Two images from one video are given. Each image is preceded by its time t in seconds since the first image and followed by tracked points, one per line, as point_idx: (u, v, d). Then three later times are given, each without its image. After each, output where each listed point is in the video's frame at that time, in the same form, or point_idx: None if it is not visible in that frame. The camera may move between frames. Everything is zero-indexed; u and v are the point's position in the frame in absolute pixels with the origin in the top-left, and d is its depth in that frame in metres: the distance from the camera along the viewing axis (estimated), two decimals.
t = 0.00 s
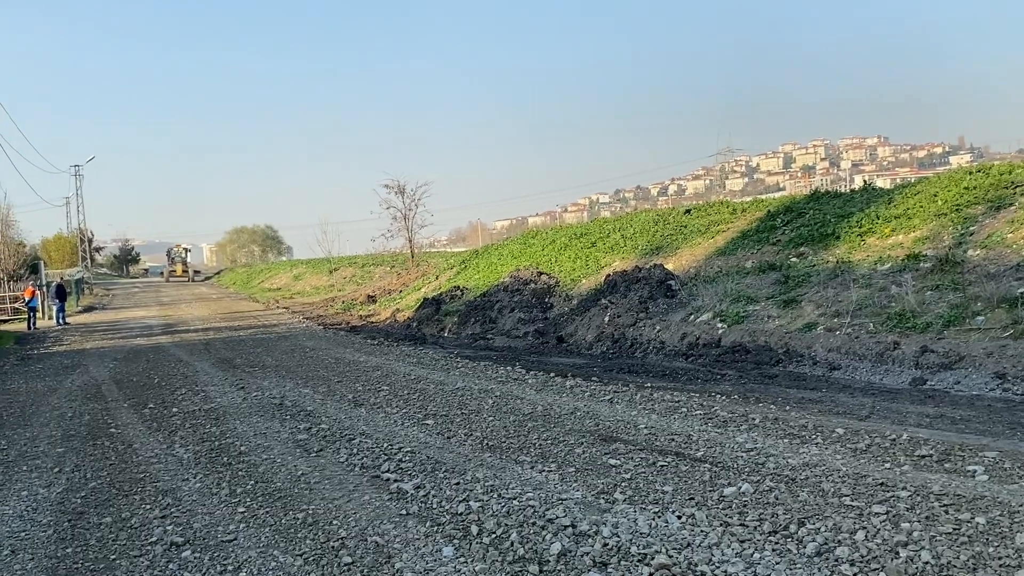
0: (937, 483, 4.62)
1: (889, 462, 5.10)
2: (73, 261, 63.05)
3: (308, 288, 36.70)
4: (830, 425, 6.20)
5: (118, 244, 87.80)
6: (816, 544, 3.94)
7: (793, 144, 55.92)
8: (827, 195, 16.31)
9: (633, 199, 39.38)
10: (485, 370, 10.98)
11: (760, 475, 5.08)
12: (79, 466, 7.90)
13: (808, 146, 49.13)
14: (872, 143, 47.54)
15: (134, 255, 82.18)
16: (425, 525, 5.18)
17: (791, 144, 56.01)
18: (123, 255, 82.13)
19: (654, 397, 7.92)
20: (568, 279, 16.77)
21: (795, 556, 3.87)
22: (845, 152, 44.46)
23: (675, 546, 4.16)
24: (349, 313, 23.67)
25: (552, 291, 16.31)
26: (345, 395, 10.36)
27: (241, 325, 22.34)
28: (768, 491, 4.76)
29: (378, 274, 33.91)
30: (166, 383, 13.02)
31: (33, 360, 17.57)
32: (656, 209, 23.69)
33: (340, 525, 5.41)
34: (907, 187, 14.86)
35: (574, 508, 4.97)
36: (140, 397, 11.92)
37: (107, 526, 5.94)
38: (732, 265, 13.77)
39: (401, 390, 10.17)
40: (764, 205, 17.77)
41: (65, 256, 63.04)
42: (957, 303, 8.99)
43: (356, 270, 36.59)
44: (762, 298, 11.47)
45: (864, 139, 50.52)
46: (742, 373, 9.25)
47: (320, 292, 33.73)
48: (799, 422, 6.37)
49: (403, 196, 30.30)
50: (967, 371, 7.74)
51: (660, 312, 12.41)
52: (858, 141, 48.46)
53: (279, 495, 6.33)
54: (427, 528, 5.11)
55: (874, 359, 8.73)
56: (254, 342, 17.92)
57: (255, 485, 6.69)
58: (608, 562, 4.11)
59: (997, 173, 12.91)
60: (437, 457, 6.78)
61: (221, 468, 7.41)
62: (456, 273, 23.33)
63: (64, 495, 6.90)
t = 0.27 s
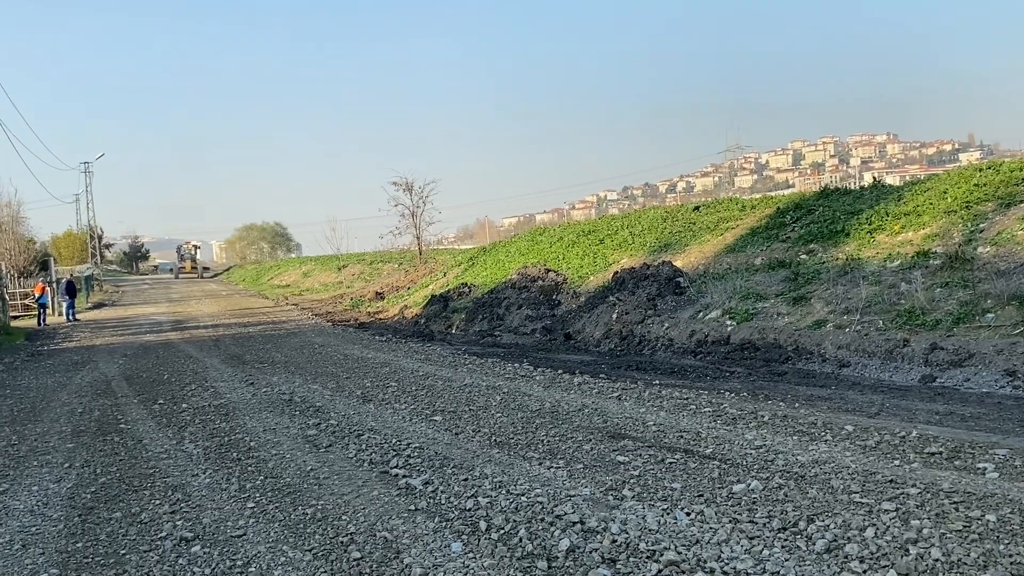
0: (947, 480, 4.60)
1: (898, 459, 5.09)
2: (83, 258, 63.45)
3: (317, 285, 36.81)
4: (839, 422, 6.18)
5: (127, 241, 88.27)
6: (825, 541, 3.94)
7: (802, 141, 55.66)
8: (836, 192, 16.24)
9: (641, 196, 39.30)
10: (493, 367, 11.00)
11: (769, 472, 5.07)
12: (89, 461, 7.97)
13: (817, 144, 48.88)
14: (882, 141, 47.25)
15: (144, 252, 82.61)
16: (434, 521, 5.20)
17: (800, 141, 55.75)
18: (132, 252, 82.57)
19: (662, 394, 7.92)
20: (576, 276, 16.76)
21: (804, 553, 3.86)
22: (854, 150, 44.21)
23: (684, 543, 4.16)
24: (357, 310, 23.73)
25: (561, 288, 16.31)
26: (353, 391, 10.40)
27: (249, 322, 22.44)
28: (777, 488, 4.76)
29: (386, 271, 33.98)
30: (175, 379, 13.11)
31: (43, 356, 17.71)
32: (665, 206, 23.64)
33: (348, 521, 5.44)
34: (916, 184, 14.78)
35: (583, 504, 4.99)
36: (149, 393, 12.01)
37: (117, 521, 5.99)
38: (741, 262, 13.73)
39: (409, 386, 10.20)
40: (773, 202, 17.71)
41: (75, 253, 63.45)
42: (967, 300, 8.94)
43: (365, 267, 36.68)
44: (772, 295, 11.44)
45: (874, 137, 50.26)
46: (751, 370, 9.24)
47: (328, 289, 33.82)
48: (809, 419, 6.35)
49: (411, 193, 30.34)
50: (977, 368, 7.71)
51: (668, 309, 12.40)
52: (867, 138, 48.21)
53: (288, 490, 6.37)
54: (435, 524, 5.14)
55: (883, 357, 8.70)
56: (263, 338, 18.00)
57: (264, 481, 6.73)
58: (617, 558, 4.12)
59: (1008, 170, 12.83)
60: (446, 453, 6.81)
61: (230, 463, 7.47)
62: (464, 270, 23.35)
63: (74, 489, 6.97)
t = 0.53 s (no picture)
0: (956, 478, 4.59)
1: (907, 457, 5.08)
2: (90, 252, 63.76)
3: (324, 280, 36.90)
4: (847, 419, 6.16)
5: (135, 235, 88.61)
6: (833, 539, 3.94)
7: (809, 136, 55.39)
8: (844, 188, 16.16)
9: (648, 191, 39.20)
10: (500, 363, 11.01)
11: (777, 469, 5.07)
12: (97, 455, 8.02)
13: (825, 139, 48.64)
14: (890, 136, 46.99)
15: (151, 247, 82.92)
16: (441, 516, 5.22)
17: (808, 136, 55.48)
18: (139, 247, 82.92)
19: (670, 390, 7.92)
20: (583, 272, 16.74)
21: (812, 550, 3.86)
22: (862, 145, 43.99)
23: (692, 540, 4.17)
24: (364, 305, 23.78)
25: (567, 283, 16.30)
26: (360, 386, 10.43)
27: (256, 317, 22.52)
28: (785, 485, 4.76)
29: (393, 266, 34.04)
30: (182, 374, 13.17)
31: (51, 350, 17.82)
32: (672, 201, 23.58)
33: (356, 516, 5.47)
34: (925, 180, 14.70)
35: (590, 500, 5.00)
36: (157, 387, 12.07)
37: (125, 515, 6.04)
38: (748, 258, 13.69)
39: (416, 382, 10.22)
40: (781, 197, 17.64)
41: (82, 248, 63.76)
42: (976, 297, 8.89)
43: (371, 262, 36.74)
44: (779, 292, 11.40)
45: (882, 132, 50.00)
46: (758, 366, 9.22)
47: (334, 284, 33.90)
48: (817, 416, 6.34)
49: (417, 188, 30.35)
50: (986, 365, 7.67)
51: (675, 305, 12.38)
52: (875, 133, 47.97)
53: (295, 485, 6.40)
54: (442, 519, 5.16)
55: (891, 353, 8.66)
56: (270, 333, 18.07)
57: (271, 475, 6.77)
58: (624, 555, 4.13)
59: (1018, 165, 12.74)
60: (452, 448, 6.83)
61: (237, 458, 7.50)
62: (471, 265, 23.36)
63: (82, 483, 7.02)
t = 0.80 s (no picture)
0: (964, 473, 4.58)
1: (914, 452, 5.07)
2: (98, 245, 64.06)
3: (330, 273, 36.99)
4: (855, 414, 6.16)
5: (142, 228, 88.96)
6: (840, 533, 3.94)
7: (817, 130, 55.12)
8: (852, 182, 16.09)
9: (655, 185, 39.11)
10: (506, 356, 11.03)
11: (784, 463, 5.07)
12: (105, 447, 8.09)
13: (833, 133, 48.38)
14: (898, 131, 46.71)
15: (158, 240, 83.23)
16: (448, 509, 5.24)
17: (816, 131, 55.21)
18: (147, 240, 83.23)
19: (676, 385, 7.92)
20: (590, 266, 16.73)
21: (819, 545, 3.87)
22: (870, 140, 43.74)
23: (698, 534, 4.18)
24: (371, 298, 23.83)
25: (574, 277, 16.30)
26: (367, 379, 10.47)
27: (263, 310, 22.59)
28: (792, 479, 4.76)
29: (399, 260, 34.09)
30: (190, 366, 13.25)
31: (59, 342, 17.93)
32: (679, 196, 23.52)
33: (363, 508, 5.50)
34: (934, 174, 14.62)
35: (597, 494, 5.01)
36: (164, 380, 12.14)
37: (133, 507, 6.09)
38: (755, 253, 13.65)
39: (423, 375, 10.25)
40: (789, 192, 17.58)
41: (90, 241, 64.05)
42: (984, 292, 8.85)
43: (378, 256, 36.79)
44: (786, 286, 11.37)
45: (890, 126, 49.70)
46: (765, 361, 9.21)
47: (341, 278, 33.97)
48: (824, 411, 6.33)
49: (424, 181, 30.36)
50: (994, 361, 7.64)
51: (682, 299, 12.36)
52: (883, 128, 47.68)
53: (302, 478, 6.44)
54: (449, 512, 5.18)
55: (899, 348, 8.64)
56: (277, 326, 18.13)
57: (279, 468, 6.81)
58: (630, 548, 4.14)
59: None
60: (459, 441, 6.85)
61: (245, 450, 7.55)
62: (477, 259, 23.37)
63: (90, 475, 7.08)
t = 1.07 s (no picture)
0: (968, 468, 4.58)
1: (919, 446, 5.07)
2: (104, 236, 64.27)
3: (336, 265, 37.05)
4: (859, 409, 6.15)
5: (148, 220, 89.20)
6: (845, 528, 3.94)
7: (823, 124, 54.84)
8: (859, 176, 16.02)
9: (660, 179, 38.99)
10: (511, 349, 11.04)
11: (788, 457, 5.07)
12: (111, 438, 8.14)
13: (839, 127, 48.11)
14: (905, 125, 46.48)
15: (164, 232, 83.46)
16: (452, 501, 5.27)
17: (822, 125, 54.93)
18: (153, 232, 83.45)
19: (681, 378, 7.92)
20: (595, 259, 16.72)
21: (823, 539, 3.87)
22: (876, 133, 43.53)
23: (702, 527, 4.19)
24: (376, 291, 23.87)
25: (579, 271, 16.29)
26: (372, 371, 10.50)
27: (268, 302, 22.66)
28: (796, 473, 4.76)
29: (404, 252, 34.11)
30: (195, 358, 13.30)
31: (65, 333, 18.02)
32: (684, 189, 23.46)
33: (367, 500, 5.53)
34: (941, 168, 14.55)
35: (601, 487, 5.03)
36: (169, 371, 12.21)
37: (139, 498, 6.13)
38: (761, 246, 13.62)
39: (427, 368, 10.28)
40: (795, 185, 17.52)
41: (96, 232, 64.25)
42: (991, 286, 8.82)
43: (383, 249, 36.82)
44: (792, 280, 11.34)
45: (898, 120, 49.43)
46: (770, 355, 9.20)
47: (346, 270, 34.03)
48: (828, 405, 6.33)
49: (429, 174, 30.35)
50: (1000, 355, 7.62)
51: (687, 293, 12.34)
52: (890, 122, 47.44)
53: (308, 470, 6.47)
54: (453, 505, 5.20)
55: (904, 343, 8.61)
56: (282, 318, 18.19)
57: (284, 460, 6.84)
58: (634, 542, 4.15)
59: None
60: (464, 434, 6.87)
61: (250, 442, 7.59)
62: (482, 252, 23.37)
63: (96, 466, 7.13)
